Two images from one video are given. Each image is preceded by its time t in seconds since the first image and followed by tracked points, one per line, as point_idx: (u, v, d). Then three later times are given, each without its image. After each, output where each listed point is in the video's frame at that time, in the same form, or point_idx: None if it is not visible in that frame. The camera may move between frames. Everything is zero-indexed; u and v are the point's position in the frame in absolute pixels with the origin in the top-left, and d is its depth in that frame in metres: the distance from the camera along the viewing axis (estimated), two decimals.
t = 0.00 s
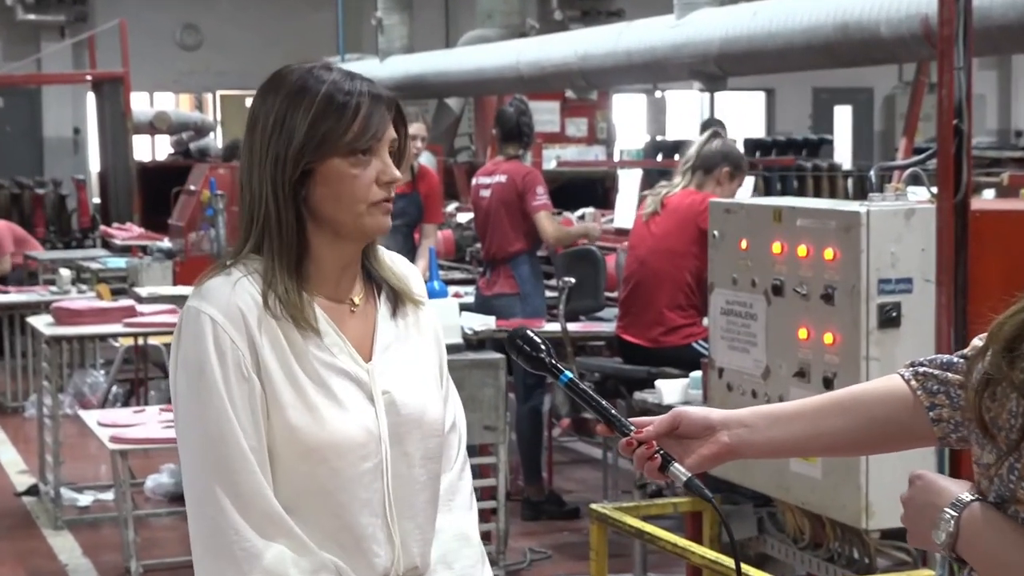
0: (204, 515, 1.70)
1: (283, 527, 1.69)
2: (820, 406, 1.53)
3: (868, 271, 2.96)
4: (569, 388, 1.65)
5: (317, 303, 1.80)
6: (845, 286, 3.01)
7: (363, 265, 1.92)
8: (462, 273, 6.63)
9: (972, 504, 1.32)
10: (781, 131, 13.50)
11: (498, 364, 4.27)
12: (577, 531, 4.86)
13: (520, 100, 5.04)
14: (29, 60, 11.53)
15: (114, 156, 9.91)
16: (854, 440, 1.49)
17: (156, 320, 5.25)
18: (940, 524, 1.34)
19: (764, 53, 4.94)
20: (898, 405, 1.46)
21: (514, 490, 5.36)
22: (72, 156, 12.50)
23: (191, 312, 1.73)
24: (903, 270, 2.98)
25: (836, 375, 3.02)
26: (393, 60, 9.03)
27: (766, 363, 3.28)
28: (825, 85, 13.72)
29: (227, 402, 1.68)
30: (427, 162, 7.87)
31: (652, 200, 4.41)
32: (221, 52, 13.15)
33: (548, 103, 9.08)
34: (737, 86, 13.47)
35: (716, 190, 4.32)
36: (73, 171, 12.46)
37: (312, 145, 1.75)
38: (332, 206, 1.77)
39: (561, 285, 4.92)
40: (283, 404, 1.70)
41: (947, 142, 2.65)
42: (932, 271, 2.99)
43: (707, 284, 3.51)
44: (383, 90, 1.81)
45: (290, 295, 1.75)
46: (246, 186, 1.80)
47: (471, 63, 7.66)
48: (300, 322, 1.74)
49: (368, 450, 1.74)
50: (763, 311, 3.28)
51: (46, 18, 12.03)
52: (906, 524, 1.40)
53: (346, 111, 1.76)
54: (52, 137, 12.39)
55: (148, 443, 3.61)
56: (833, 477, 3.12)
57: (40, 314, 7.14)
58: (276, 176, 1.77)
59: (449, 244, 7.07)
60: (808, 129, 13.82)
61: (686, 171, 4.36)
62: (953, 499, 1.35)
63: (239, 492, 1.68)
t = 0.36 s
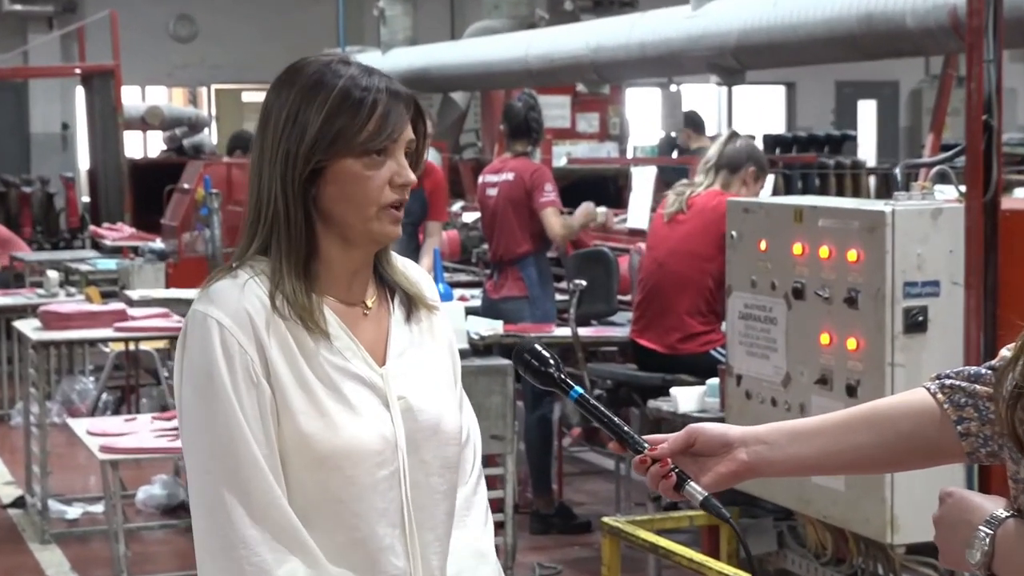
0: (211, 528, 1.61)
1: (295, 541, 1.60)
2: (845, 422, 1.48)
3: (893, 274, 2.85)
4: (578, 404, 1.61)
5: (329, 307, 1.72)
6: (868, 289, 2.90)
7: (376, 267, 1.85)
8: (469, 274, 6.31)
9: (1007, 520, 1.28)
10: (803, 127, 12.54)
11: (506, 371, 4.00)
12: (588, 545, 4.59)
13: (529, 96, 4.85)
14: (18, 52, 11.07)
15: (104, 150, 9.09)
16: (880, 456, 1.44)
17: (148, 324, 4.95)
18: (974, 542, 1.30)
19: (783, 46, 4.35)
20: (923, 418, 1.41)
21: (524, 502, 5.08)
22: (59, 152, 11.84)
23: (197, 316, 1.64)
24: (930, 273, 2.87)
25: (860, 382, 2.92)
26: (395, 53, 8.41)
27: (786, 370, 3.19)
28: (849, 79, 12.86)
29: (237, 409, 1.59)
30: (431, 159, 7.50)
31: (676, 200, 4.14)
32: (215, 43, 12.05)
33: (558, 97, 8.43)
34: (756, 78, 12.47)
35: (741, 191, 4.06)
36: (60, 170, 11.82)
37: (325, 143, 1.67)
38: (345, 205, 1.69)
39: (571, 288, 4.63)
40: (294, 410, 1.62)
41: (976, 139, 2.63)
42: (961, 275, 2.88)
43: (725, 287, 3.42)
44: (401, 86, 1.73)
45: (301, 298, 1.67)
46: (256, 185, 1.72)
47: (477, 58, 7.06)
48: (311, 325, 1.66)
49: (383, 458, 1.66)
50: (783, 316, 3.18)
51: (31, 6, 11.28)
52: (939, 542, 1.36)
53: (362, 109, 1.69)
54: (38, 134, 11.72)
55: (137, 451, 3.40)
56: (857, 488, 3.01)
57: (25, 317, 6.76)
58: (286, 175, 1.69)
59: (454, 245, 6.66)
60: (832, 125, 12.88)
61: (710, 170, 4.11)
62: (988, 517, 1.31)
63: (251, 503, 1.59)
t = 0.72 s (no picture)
0: (221, 542, 1.53)
1: (309, 556, 1.52)
2: (881, 431, 1.42)
3: (921, 279, 2.76)
4: (599, 412, 1.54)
5: (348, 312, 1.64)
6: (894, 294, 2.81)
7: (398, 276, 1.76)
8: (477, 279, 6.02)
9: None
10: (825, 124, 11.72)
11: (514, 379, 3.84)
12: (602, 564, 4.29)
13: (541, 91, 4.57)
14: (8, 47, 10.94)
15: (94, 152, 8.92)
16: (916, 468, 1.39)
17: (140, 331, 4.78)
18: (1008, 558, 1.21)
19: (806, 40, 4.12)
20: (962, 430, 1.35)
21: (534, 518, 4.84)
22: (48, 151, 11.65)
23: (210, 320, 1.56)
24: (959, 278, 2.79)
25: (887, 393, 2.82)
26: (398, 45, 7.86)
27: (809, 379, 3.09)
28: (875, 72, 11.96)
29: (251, 417, 1.51)
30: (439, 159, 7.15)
31: (688, 202, 4.04)
32: (210, 34, 11.63)
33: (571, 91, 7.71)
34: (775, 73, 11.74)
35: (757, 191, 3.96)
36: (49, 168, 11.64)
37: (343, 141, 1.60)
38: (364, 206, 1.62)
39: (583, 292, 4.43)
40: (309, 419, 1.54)
41: (1009, 137, 2.62)
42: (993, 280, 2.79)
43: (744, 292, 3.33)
44: (423, 83, 1.66)
45: (319, 302, 1.59)
46: (273, 185, 1.64)
47: (483, 51, 6.62)
48: (329, 331, 1.58)
49: (402, 470, 1.58)
50: (805, 322, 3.09)
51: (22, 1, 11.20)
52: (974, 555, 1.29)
53: (383, 105, 1.61)
54: (26, 131, 11.54)
55: (130, 465, 3.31)
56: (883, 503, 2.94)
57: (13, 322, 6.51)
58: (304, 173, 1.61)
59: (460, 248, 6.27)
60: (857, 122, 12.03)
61: (723, 168, 4.01)
62: None
63: (265, 515, 1.51)
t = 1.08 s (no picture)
0: (227, 564, 1.46)
1: None
2: (909, 450, 1.43)
3: (946, 287, 2.65)
4: (614, 426, 1.48)
5: (363, 324, 1.57)
6: (919, 303, 2.69)
7: (417, 283, 1.69)
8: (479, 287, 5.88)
9: None
10: (845, 126, 11.50)
11: (520, 393, 3.61)
12: None
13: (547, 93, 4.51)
14: None
15: (80, 157, 8.80)
16: (944, 487, 1.40)
17: (128, 342, 4.68)
18: None
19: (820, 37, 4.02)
20: (991, 449, 1.36)
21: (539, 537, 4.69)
22: (31, 153, 10.98)
23: (220, 330, 1.49)
24: (985, 287, 2.69)
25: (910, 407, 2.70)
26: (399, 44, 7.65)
27: (829, 394, 2.96)
28: (898, 71, 11.75)
29: (262, 434, 1.45)
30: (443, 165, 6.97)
31: (684, 206, 3.99)
32: (202, 33, 11.40)
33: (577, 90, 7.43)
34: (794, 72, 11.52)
35: (754, 193, 3.87)
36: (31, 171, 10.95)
37: (357, 144, 1.53)
38: (380, 211, 1.55)
39: (592, 301, 4.38)
40: (322, 436, 1.47)
41: None
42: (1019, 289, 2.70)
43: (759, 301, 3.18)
44: (441, 81, 1.59)
45: (334, 313, 1.53)
46: (286, 189, 1.57)
47: (487, 47, 6.37)
48: (344, 344, 1.52)
49: (418, 492, 1.51)
50: (824, 333, 2.95)
51: None
52: None
53: (399, 106, 1.54)
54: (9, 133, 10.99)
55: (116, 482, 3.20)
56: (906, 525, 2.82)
57: None
58: (317, 178, 1.54)
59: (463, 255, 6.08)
60: (879, 124, 11.82)
61: (723, 171, 3.94)
62: None
63: (275, 537, 1.44)
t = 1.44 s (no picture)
0: None
1: None
2: (926, 468, 1.42)
3: (966, 295, 2.56)
4: (625, 442, 1.44)
5: (354, 335, 1.50)
6: (936, 311, 2.60)
7: (411, 293, 1.63)
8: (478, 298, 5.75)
9: None
10: (860, 126, 11.14)
11: (519, 406, 3.52)
12: None
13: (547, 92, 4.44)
14: None
15: (58, 158, 8.65)
16: (964, 504, 1.38)
17: (107, 354, 4.50)
18: None
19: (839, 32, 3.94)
20: (1010, 463, 1.35)
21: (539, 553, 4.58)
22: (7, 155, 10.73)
23: (203, 344, 1.42)
24: (1007, 294, 2.59)
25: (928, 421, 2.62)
26: (393, 39, 7.46)
27: (842, 406, 2.89)
28: (914, 69, 11.46)
29: (250, 453, 1.38)
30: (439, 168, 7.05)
31: (688, 208, 3.90)
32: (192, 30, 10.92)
33: (580, 91, 7.25)
34: (808, 69, 11.10)
35: (761, 196, 3.82)
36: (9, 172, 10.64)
37: (346, 144, 1.46)
38: (373, 216, 1.49)
39: (596, 309, 4.31)
40: (313, 453, 1.41)
41: None
42: None
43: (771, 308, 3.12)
44: (434, 78, 1.52)
45: (323, 324, 1.46)
46: (273, 195, 1.50)
47: (484, 45, 6.22)
48: (335, 357, 1.45)
49: (415, 510, 1.45)
50: (837, 343, 2.89)
51: None
52: None
53: (389, 103, 1.47)
54: None
55: (94, 497, 3.03)
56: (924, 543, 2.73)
57: None
58: (305, 181, 1.47)
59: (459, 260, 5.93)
60: (895, 123, 11.45)
61: (732, 173, 3.87)
62: None
63: (266, 559, 1.37)
